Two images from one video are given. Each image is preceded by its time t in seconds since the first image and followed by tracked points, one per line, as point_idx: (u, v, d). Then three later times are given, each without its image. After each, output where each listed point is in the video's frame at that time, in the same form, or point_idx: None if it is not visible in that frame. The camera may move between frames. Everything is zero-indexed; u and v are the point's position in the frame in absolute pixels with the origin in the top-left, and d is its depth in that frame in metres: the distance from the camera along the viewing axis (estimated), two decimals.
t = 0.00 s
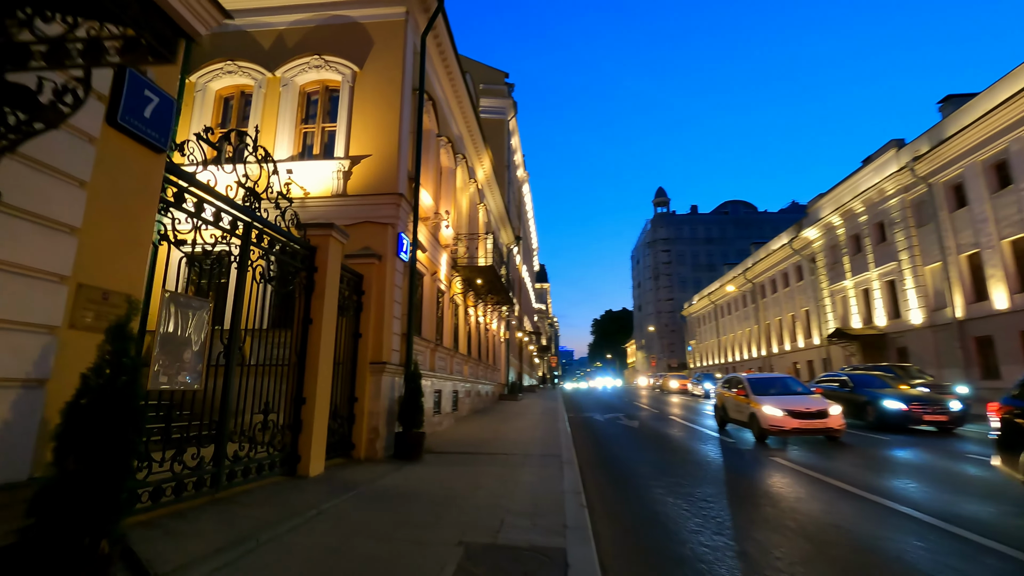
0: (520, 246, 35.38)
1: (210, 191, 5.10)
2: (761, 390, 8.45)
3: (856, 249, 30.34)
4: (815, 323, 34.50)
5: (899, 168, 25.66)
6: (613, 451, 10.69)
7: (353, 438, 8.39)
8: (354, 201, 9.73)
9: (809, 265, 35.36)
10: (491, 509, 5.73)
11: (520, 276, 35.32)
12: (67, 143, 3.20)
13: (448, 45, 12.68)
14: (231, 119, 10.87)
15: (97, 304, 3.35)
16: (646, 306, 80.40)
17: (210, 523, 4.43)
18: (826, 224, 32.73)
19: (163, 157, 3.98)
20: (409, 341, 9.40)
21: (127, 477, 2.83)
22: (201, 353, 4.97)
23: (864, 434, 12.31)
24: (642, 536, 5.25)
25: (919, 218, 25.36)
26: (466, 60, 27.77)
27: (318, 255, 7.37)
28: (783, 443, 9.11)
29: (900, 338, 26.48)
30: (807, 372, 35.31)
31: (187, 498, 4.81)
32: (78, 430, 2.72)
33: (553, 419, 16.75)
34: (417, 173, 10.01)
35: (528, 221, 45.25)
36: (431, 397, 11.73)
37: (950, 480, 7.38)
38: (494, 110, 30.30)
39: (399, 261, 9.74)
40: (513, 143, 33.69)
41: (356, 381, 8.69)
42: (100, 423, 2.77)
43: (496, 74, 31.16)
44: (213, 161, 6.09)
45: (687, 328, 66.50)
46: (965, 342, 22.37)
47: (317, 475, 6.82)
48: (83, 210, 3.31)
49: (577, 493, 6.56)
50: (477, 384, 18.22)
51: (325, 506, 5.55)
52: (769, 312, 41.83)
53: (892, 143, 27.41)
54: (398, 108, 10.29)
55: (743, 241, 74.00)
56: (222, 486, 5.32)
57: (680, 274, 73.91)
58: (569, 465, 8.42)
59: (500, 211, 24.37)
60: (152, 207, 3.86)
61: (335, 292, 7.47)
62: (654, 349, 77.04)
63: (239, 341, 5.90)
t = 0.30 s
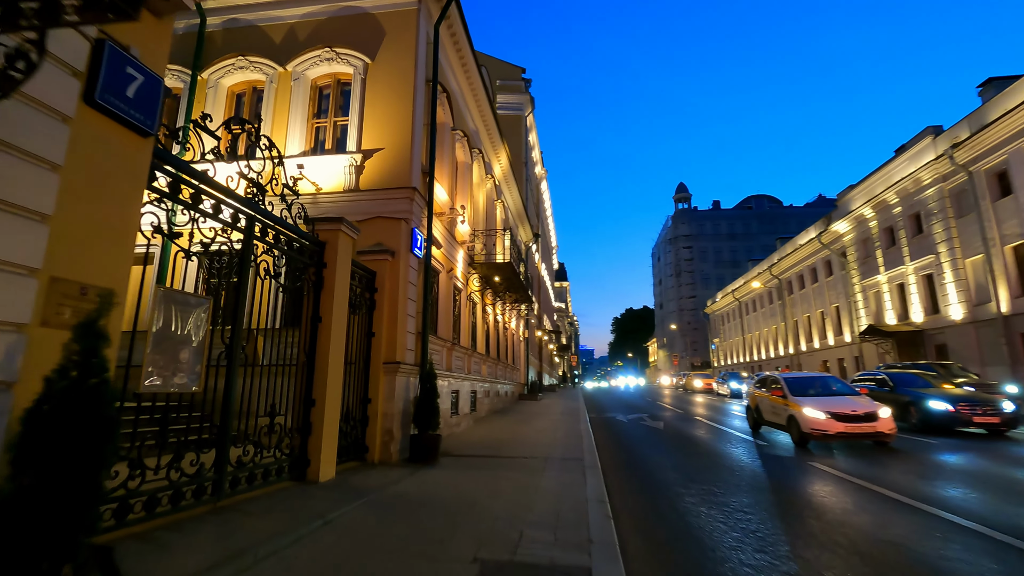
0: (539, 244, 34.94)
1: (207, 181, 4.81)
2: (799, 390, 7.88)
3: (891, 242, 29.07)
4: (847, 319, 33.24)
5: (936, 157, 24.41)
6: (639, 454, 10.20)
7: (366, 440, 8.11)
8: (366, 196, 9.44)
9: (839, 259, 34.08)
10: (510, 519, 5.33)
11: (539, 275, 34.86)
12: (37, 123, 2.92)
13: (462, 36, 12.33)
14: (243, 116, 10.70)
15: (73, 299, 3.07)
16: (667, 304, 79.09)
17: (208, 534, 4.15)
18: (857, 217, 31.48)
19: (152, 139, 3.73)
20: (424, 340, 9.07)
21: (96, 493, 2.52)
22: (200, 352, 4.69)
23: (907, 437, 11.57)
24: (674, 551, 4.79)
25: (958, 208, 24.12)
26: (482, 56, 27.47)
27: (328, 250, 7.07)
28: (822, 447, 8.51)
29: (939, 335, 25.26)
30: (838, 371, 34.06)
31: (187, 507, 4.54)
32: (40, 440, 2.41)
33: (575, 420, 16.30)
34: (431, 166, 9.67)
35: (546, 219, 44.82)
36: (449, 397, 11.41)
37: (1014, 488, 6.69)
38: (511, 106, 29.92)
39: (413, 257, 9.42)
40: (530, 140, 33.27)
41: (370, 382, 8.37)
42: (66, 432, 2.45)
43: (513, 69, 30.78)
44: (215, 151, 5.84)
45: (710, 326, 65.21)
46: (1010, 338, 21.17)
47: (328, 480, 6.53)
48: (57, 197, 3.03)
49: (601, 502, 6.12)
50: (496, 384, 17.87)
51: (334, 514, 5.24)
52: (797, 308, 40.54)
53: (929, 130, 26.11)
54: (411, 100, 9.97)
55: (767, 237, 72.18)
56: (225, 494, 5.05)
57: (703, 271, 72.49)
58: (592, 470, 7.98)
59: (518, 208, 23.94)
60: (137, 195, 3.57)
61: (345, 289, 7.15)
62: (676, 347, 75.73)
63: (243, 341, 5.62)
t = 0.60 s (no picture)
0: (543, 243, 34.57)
1: (181, 165, 4.48)
2: (818, 391, 7.64)
3: (902, 240, 28.47)
4: (857, 319, 32.63)
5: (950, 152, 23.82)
6: (647, 457, 9.78)
7: (362, 442, 7.76)
8: (362, 188, 9.09)
9: (849, 258, 33.49)
10: (509, 530, 4.95)
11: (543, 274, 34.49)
12: None
13: (463, 26, 11.98)
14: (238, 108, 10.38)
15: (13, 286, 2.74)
16: (673, 304, 78.42)
17: (179, 547, 3.80)
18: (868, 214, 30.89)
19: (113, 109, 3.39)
20: (422, 338, 8.69)
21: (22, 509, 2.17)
22: (173, 349, 4.34)
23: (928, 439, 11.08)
24: (687, 565, 4.40)
25: (973, 204, 23.53)
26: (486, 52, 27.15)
27: (319, 243, 6.71)
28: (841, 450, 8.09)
29: (953, 334, 24.67)
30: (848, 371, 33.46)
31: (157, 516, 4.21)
32: None
33: (580, 421, 15.90)
34: (430, 158, 9.31)
35: (551, 218, 44.44)
36: (449, 398, 11.05)
37: None
38: (515, 103, 29.57)
39: (411, 252, 9.05)
40: (534, 138, 32.97)
41: (365, 382, 8.01)
42: None
43: (517, 66, 30.43)
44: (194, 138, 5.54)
45: (716, 326, 64.59)
46: None
47: (318, 485, 6.17)
48: None
49: (608, 510, 5.73)
50: (499, 384, 17.50)
51: (321, 523, 4.87)
52: (805, 308, 39.93)
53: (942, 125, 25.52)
54: (409, 90, 9.62)
55: (774, 236, 71.46)
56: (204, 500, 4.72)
57: (709, 271, 71.84)
58: (597, 474, 7.58)
59: (521, 206, 23.54)
60: (94, 173, 3.26)
61: (338, 284, 6.79)
62: (682, 347, 75.09)
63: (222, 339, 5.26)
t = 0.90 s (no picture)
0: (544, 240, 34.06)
1: (143, 149, 4.07)
2: (838, 393, 7.47)
3: (911, 235, 27.93)
4: (864, 316, 32.11)
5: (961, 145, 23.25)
6: (653, 461, 9.35)
7: (353, 447, 7.36)
8: (354, 180, 8.68)
9: (856, 254, 32.95)
10: (505, 549, 4.54)
11: (545, 271, 34.02)
12: None
13: (459, 12, 11.56)
14: (225, 99, 9.96)
15: None
16: (676, 301, 77.90)
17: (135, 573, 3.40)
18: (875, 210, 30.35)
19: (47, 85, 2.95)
20: (417, 338, 8.29)
21: None
22: (134, 352, 3.94)
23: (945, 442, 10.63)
24: None
25: (985, 199, 23.01)
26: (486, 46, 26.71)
27: (304, 237, 6.29)
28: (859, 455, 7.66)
29: (964, 332, 24.16)
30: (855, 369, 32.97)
31: (115, 537, 3.80)
32: None
33: (583, 422, 15.50)
34: (425, 148, 8.89)
35: (553, 215, 43.94)
36: (446, 400, 10.65)
37: None
38: (516, 98, 29.15)
39: (405, 247, 8.64)
40: (535, 134, 32.48)
41: (356, 384, 7.60)
42: None
43: (517, 61, 29.97)
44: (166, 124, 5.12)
45: (720, 324, 64.08)
46: None
47: (303, 496, 5.77)
48: None
49: (613, 523, 5.32)
50: (500, 384, 17.12)
51: (300, 541, 4.46)
52: (811, 305, 39.39)
53: (952, 117, 24.94)
54: (403, 77, 9.19)
55: (778, 233, 70.87)
56: (172, 517, 4.32)
57: (712, 268, 71.29)
58: (601, 481, 7.17)
59: (522, 202, 23.10)
60: (26, 153, 2.84)
61: (325, 281, 6.38)
62: (686, 345, 74.60)
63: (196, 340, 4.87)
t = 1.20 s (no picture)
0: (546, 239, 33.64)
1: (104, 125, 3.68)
2: (857, 396, 7.45)
3: (920, 235, 27.43)
4: (872, 317, 31.61)
5: (972, 142, 22.77)
6: (659, 464, 8.92)
7: (342, 450, 6.96)
8: (346, 171, 8.30)
9: (863, 254, 32.46)
10: (501, 565, 4.12)
11: (547, 271, 33.64)
12: None
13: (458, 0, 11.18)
14: (214, 88, 9.59)
15: None
16: (679, 302, 77.39)
17: None
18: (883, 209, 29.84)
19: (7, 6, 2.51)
20: (411, 336, 7.90)
21: None
22: (88, 349, 3.61)
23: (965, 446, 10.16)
24: None
25: (996, 197, 22.50)
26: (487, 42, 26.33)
27: (289, 227, 5.89)
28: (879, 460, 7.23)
29: (974, 333, 23.66)
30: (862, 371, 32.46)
31: (62, 554, 3.40)
32: None
33: (585, 424, 15.09)
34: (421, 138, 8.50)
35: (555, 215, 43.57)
36: (444, 401, 10.25)
37: None
38: (517, 96, 28.80)
39: (400, 241, 8.24)
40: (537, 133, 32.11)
41: (346, 384, 7.20)
42: None
43: (519, 58, 29.59)
44: (136, 104, 4.73)
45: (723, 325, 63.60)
46: None
47: (285, 504, 5.37)
48: None
49: (618, 534, 4.91)
50: (500, 385, 16.73)
51: (275, 556, 4.05)
52: (816, 306, 38.88)
53: (963, 114, 24.45)
54: (399, 64, 8.81)
55: (782, 234, 70.30)
56: (133, 530, 3.91)
57: (715, 269, 70.77)
58: (605, 488, 6.76)
59: (523, 200, 22.69)
60: None
61: (311, 273, 5.98)
62: (689, 347, 74.04)
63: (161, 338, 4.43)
